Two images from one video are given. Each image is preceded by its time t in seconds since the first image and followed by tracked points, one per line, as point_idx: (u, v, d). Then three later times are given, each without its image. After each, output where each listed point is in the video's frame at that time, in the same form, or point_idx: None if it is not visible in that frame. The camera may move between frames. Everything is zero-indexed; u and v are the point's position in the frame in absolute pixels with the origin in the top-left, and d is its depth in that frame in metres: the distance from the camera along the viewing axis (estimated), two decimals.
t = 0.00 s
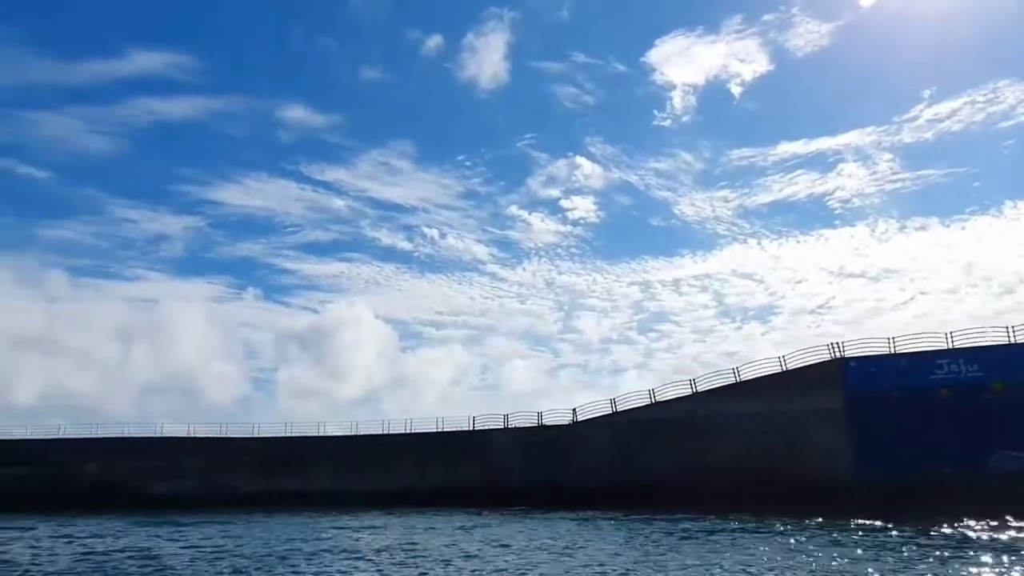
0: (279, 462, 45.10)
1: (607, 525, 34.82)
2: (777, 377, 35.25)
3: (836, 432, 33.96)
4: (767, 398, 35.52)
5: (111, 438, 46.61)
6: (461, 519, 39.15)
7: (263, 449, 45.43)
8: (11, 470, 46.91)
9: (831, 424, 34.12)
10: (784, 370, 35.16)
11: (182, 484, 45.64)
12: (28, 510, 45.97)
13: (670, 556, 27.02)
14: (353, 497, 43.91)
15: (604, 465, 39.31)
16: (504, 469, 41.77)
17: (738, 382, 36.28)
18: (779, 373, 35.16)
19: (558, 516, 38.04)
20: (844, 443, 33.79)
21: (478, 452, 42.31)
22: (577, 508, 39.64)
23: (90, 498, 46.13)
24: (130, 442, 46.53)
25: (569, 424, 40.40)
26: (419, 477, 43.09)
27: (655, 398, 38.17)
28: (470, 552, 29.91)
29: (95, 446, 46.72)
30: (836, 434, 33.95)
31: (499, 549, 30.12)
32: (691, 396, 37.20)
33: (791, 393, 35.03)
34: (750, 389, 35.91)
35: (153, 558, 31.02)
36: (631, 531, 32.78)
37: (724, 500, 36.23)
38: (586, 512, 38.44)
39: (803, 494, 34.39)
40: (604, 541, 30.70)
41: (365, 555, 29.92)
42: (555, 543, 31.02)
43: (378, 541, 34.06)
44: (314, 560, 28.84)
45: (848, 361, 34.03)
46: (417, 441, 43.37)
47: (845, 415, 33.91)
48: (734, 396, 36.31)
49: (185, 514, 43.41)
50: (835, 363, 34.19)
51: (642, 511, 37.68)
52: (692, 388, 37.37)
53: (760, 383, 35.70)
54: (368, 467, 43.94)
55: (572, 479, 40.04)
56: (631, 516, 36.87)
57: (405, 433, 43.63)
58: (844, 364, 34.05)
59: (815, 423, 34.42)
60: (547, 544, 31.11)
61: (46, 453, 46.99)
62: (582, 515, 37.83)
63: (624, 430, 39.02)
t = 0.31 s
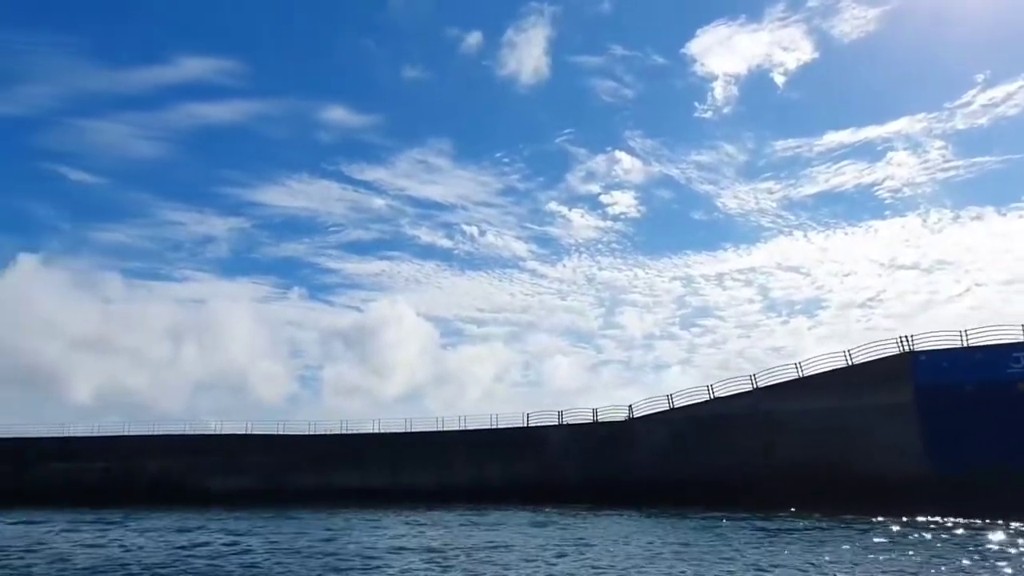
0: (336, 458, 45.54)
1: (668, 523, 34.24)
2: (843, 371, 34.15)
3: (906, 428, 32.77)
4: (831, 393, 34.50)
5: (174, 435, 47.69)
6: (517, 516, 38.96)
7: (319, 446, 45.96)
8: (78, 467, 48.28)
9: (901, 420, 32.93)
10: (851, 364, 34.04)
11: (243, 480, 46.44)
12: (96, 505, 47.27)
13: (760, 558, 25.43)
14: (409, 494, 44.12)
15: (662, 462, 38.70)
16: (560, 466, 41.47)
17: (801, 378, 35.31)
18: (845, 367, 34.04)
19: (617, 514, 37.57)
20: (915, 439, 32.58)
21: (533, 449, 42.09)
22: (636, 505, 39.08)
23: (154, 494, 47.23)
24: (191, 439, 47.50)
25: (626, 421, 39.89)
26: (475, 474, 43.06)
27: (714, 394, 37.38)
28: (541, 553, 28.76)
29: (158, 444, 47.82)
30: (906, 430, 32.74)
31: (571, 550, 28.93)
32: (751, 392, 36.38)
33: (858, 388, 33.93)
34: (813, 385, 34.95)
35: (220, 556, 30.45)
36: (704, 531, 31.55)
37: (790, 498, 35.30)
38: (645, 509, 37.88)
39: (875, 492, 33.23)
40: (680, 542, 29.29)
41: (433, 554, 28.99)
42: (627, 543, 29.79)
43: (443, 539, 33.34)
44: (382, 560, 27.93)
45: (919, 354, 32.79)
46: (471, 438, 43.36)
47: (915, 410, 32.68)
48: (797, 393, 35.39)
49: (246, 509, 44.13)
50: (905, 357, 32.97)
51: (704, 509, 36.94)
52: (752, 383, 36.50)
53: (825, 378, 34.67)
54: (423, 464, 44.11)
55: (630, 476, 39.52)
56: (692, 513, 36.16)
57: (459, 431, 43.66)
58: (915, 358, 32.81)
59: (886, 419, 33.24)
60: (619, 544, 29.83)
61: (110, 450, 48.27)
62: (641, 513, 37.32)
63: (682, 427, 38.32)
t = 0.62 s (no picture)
0: (407, 455, 45.94)
1: (752, 521, 33.20)
2: (935, 364, 32.61)
3: (1004, 423, 31.75)
4: (922, 387, 33.07)
5: (250, 432, 48.91)
6: (590, 514, 38.51)
7: (391, 443, 46.39)
8: (162, 462, 49.89)
9: (998, 414, 31.85)
10: (945, 357, 32.45)
11: (316, 477, 47.27)
12: (179, 498, 48.74)
13: (869, 558, 23.89)
14: (480, 490, 44.11)
15: (741, 459, 37.64)
16: (633, 463, 40.78)
17: (888, 372, 33.85)
18: (939, 360, 32.40)
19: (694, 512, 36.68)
20: (1013, 434, 31.69)
21: (606, 446, 41.51)
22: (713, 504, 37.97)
23: (234, 488, 48.44)
24: (269, 436, 48.58)
25: (700, 418, 39.00)
26: (547, 471, 42.74)
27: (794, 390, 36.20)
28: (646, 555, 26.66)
29: (237, 440, 49.07)
30: (1004, 425, 31.75)
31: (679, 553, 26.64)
32: (834, 387, 35.12)
33: (954, 381, 32.44)
34: (902, 379, 33.44)
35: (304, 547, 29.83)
36: (809, 534, 29.39)
37: (881, 497, 33.80)
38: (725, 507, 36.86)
39: (971, 488, 32.08)
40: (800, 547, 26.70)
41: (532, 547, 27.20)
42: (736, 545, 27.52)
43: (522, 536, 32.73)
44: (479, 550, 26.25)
45: (1019, 347, 31.33)
46: (541, 435, 43.07)
47: (1014, 404, 31.78)
48: (883, 387, 33.92)
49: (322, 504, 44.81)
50: (1005, 349, 31.47)
51: (787, 508, 35.68)
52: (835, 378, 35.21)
53: (915, 372, 33.12)
54: (495, 460, 44.05)
55: (707, 474, 38.57)
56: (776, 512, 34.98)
57: (530, 428, 43.41)
58: (1015, 351, 31.42)
59: (985, 412, 32.03)
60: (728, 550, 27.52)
61: (190, 446, 49.80)
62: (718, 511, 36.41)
63: (761, 424, 37.19)
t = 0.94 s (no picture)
0: (475, 448, 46.18)
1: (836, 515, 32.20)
2: None
3: None
4: (1017, 376, 32.39)
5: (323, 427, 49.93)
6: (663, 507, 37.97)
7: (459, 436, 46.65)
8: (238, 456, 51.37)
9: None
10: None
11: (386, 470, 47.96)
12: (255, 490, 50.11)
13: (974, 551, 22.72)
14: (549, 483, 43.98)
15: (820, 452, 36.52)
16: (705, 456, 40.03)
17: (982, 360, 33.01)
18: None
19: (772, 505, 35.75)
20: None
21: (677, 439, 40.84)
22: (789, 498, 36.91)
23: (306, 481, 49.54)
24: (340, 430, 49.50)
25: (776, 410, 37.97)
26: (616, 464, 42.27)
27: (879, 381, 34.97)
28: (755, 544, 24.76)
29: (309, 435, 50.11)
30: None
31: (799, 550, 24.34)
32: (922, 377, 33.95)
33: None
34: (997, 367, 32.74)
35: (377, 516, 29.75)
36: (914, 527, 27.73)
37: (961, 489, 32.97)
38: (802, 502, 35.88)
39: None
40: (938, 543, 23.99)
41: (637, 532, 25.33)
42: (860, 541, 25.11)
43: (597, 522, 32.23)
44: (579, 533, 24.59)
45: None
46: (611, 428, 42.60)
47: None
48: (976, 376, 33.00)
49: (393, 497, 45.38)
50: None
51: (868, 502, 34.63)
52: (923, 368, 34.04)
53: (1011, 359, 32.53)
54: (564, 453, 43.80)
55: (782, 468, 37.57)
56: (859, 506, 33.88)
57: (598, 420, 43.01)
58: None
59: None
60: (852, 549, 24.93)
61: (265, 439, 51.12)
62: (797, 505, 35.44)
63: (842, 415, 36.01)
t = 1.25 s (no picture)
0: (550, 440, 46.02)
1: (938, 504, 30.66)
2: None
3: None
4: None
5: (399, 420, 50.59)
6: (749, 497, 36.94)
7: (534, 428, 46.55)
8: (318, 449, 52.60)
9: None
10: None
11: (462, 462, 48.28)
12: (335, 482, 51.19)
13: None
14: (626, 475, 43.39)
15: (914, 441, 35.00)
16: (790, 446, 38.76)
17: None
18: None
19: (864, 495, 34.49)
20: None
21: (759, 428, 39.68)
22: (882, 491, 35.33)
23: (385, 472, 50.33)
24: (416, 422, 50.08)
25: (867, 397, 36.45)
26: (695, 454, 41.39)
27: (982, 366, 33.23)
28: (859, 531, 23.46)
29: (386, 428, 50.88)
30: None
31: (929, 541, 22.43)
32: None
33: None
34: None
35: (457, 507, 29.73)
36: None
37: None
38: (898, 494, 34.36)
39: None
40: None
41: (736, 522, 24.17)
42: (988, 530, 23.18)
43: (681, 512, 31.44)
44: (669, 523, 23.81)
45: None
46: (690, 419, 41.70)
47: None
48: None
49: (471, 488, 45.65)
50: None
51: (970, 495, 32.96)
52: None
53: None
54: (640, 444, 43.17)
55: (874, 458, 36.04)
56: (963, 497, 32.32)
57: (676, 411, 42.17)
58: None
59: None
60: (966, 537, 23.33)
61: (343, 432, 52.18)
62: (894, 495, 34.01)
63: (940, 402, 34.32)
